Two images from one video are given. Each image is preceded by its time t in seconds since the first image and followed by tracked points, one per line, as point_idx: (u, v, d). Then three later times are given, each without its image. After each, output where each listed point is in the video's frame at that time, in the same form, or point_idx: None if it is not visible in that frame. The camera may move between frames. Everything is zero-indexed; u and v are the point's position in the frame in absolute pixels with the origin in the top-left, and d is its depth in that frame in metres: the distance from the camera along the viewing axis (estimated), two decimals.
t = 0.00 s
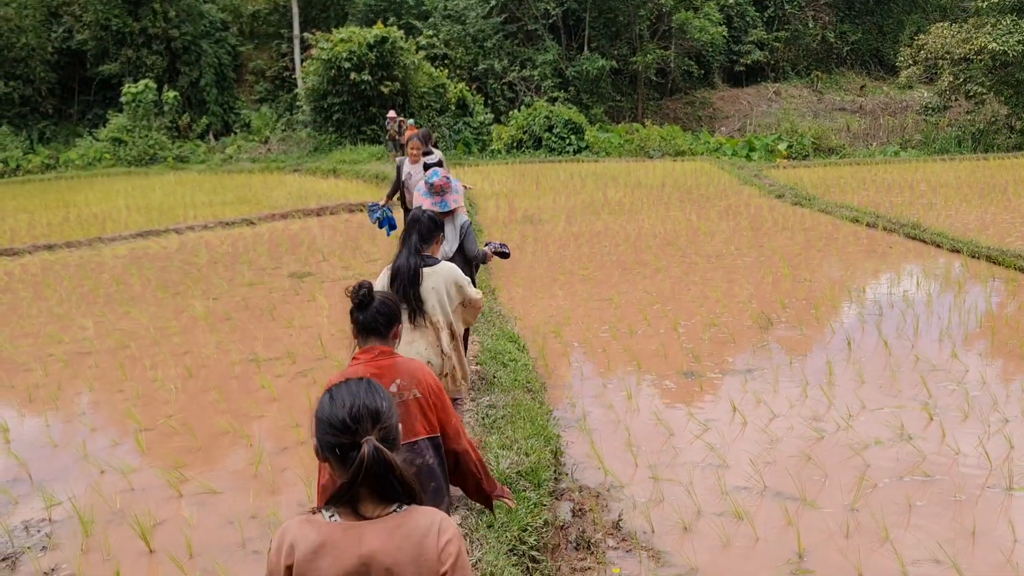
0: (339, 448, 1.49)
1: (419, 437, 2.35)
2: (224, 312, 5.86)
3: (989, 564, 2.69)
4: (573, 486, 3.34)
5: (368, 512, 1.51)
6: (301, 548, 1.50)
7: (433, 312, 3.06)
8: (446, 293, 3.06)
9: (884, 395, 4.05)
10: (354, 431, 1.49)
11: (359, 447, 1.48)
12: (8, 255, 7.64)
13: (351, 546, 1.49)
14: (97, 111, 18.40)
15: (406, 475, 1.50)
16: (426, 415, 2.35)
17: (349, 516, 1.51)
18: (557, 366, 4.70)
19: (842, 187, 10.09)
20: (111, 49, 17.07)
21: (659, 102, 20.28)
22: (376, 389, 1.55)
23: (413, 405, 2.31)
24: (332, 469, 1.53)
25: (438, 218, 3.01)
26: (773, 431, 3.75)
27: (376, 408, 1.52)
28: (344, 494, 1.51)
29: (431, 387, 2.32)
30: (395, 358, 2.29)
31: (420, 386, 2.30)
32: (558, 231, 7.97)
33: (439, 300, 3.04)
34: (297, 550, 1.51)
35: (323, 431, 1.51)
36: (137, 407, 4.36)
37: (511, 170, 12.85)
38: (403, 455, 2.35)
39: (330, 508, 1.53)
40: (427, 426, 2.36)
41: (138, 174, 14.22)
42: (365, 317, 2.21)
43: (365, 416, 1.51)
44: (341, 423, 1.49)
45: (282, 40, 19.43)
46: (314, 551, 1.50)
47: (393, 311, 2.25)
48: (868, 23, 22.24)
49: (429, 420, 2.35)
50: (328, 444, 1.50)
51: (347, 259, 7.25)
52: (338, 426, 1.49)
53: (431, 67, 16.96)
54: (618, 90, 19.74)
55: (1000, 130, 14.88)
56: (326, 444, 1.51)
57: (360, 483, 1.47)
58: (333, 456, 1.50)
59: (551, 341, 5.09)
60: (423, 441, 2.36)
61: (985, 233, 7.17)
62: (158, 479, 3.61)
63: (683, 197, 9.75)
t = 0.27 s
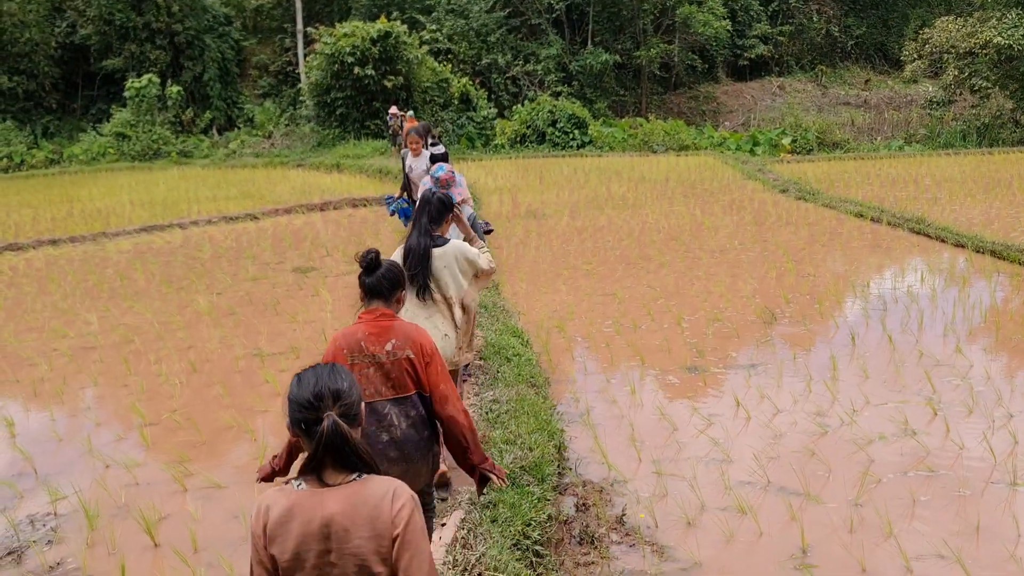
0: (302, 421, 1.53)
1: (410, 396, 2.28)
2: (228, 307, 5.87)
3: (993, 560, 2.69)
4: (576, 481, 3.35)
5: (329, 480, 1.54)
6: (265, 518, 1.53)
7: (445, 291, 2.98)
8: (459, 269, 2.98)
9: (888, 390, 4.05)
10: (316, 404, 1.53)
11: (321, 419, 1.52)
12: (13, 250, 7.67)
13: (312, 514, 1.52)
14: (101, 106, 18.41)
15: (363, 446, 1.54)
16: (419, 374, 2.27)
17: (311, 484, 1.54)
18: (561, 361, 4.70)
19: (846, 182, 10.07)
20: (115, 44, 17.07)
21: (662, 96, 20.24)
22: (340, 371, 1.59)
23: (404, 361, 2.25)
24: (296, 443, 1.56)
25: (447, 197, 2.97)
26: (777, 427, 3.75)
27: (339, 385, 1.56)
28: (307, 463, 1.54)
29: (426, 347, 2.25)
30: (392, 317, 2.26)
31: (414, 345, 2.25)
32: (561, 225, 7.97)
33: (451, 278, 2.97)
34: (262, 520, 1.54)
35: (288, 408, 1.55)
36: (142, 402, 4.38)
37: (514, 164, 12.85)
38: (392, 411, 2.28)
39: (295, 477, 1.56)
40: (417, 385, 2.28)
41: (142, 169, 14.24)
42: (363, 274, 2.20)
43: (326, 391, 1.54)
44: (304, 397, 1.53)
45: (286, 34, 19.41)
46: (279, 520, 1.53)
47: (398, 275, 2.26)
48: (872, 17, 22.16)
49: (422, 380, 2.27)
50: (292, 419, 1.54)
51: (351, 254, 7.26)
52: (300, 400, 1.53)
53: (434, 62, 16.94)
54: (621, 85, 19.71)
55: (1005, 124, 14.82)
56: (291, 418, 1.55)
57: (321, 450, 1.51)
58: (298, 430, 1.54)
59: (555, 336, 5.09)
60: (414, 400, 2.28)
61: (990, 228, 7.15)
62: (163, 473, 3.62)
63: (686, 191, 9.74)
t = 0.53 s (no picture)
0: (283, 396, 1.65)
1: (422, 374, 2.40)
2: (230, 305, 5.88)
3: (995, 557, 2.69)
4: (579, 479, 3.36)
5: (313, 444, 1.66)
6: (264, 485, 1.66)
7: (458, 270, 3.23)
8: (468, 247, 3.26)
9: (890, 388, 4.05)
10: (292, 377, 1.65)
11: (298, 390, 1.64)
12: (16, 248, 7.68)
13: (303, 476, 1.64)
14: (104, 104, 18.40)
15: (341, 407, 1.67)
16: (429, 353, 2.40)
17: (298, 449, 1.66)
18: (563, 359, 4.71)
19: (849, 179, 10.05)
20: (117, 41, 17.06)
21: (665, 94, 20.21)
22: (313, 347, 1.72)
23: (415, 341, 2.37)
24: (281, 417, 1.68)
25: (449, 182, 3.07)
26: (780, 424, 3.76)
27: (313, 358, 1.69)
28: (293, 433, 1.66)
29: (436, 328, 2.38)
30: (403, 301, 2.41)
31: (424, 327, 2.37)
32: (563, 223, 7.96)
33: (463, 258, 3.23)
34: (261, 490, 1.66)
35: (270, 386, 1.68)
36: (145, 399, 4.39)
37: (516, 162, 12.83)
38: (404, 389, 2.39)
39: (283, 447, 1.68)
40: (428, 363, 2.40)
41: (144, 167, 14.25)
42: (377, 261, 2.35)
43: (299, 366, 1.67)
44: (281, 373, 1.65)
45: (287, 32, 19.39)
46: (274, 485, 1.65)
47: (408, 264, 2.41)
48: (875, 14, 22.10)
49: (433, 359, 2.40)
50: (274, 395, 1.67)
51: (353, 252, 7.26)
52: (278, 377, 1.66)
53: (436, 59, 16.92)
54: (624, 82, 19.68)
55: (1009, 121, 14.77)
56: (274, 394, 1.67)
57: (302, 419, 1.63)
58: (280, 404, 1.66)
59: (557, 334, 5.09)
60: (425, 378, 2.40)
61: (993, 225, 7.13)
62: (166, 471, 3.63)
63: (689, 189, 9.73)
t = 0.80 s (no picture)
0: (313, 392, 1.70)
1: (434, 347, 2.57)
2: (232, 304, 5.89)
3: (997, 556, 2.69)
4: (580, 478, 3.36)
5: (346, 433, 1.73)
6: (303, 481, 1.68)
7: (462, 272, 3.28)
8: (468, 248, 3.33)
9: (891, 387, 4.05)
10: (320, 372, 1.71)
11: (328, 383, 1.70)
12: (18, 247, 7.69)
13: (342, 463, 1.70)
14: (106, 104, 18.42)
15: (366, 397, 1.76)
16: (441, 328, 2.57)
17: (333, 439, 1.72)
18: (565, 358, 4.71)
19: (851, 178, 10.04)
20: (119, 41, 17.07)
21: (666, 93, 20.20)
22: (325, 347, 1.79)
23: (428, 318, 2.54)
24: (308, 413, 1.72)
25: (451, 185, 3.11)
26: (781, 424, 3.76)
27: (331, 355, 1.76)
28: (325, 425, 1.72)
29: (446, 305, 2.56)
30: (415, 280, 2.55)
31: (436, 305, 2.55)
32: (565, 222, 7.96)
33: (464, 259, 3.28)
34: (298, 485, 1.69)
35: (295, 386, 1.71)
36: (147, 399, 4.40)
37: (517, 161, 12.83)
38: (419, 361, 2.57)
39: (314, 441, 1.72)
40: (440, 337, 2.58)
41: (146, 167, 14.26)
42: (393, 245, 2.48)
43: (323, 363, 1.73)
44: (307, 370, 1.70)
45: (289, 31, 19.40)
46: (316, 477, 1.69)
47: (419, 246, 2.55)
48: (877, 13, 22.07)
49: (444, 334, 2.58)
50: (302, 393, 1.71)
51: (355, 251, 7.27)
52: (306, 374, 1.70)
53: (438, 58, 16.91)
54: (625, 81, 19.67)
55: (1010, 120, 14.75)
56: (300, 392, 1.71)
57: (337, 409, 1.70)
58: (308, 401, 1.71)
59: (559, 333, 5.10)
60: (437, 351, 2.58)
61: (996, 225, 7.12)
62: (168, 470, 3.64)
63: (690, 188, 9.72)
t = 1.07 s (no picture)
0: (316, 389, 1.74)
1: (442, 333, 2.77)
2: (231, 306, 5.88)
3: (997, 555, 2.69)
4: (580, 478, 3.36)
5: (346, 423, 1.81)
6: (324, 475, 1.73)
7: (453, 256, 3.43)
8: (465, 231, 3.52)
9: (891, 386, 4.06)
10: (317, 368, 1.76)
11: (328, 377, 1.77)
12: (17, 249, 7.69)
13: (355, 450, 1.80)
14: (104, 105, 18.40)
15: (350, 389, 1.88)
16: (449, 315, 2.78)
17: (339, 431, 1.80)
18: (565, 358, 4.71)
19: (850, 177, 10.03)
20: (116, 42, 17.06)
21: (665, 92, 20.19)
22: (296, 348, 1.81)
23: (436, 307, 2.73)
24: (309, 411, 1.76)
25: (448, 174, 3.24)
26: (781, 424, 3.76)
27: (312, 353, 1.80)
28: (327, 419, 1.78)
29: (451, 294, 2.76)
30: (424, 273, 2.73)
31: (443, 294, 2.74)
32: (564, 222, 7.96)
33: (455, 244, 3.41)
34: (319, 478, 1.73)
35: (294, 387, 1.73)
36: (146, 401, 4.40)
37: (516, 161, 12.82)
38: (430, 347, 2.76)
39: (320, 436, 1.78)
40: (448, 324, 2.78)
41: (144, 168, 14.25)
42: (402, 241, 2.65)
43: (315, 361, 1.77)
44: (305, 370, 1.74)
45: (287, 32, 19.39)
46: (336, 469, 1.76)
47: (426, 239, 2.71)
48: (875, 12, 22.07)
49: (450, 321, 2.78)
50: (303, 393, 1.73)
51: (354, 252, 7.27)
52: (307, 372, 1.74)
53: (436, 59, 16.90)
54: (623, 81, 19.67)
55: (1009, 118, 14.75)
56: (301, 391, 1.73)
57: (341, 401, 1.79)
58: (309, 399, 1.74)
59: (558, 333, 5.10)
60: (446, 337, 2.77)
61: (994, 223, 7.13)
62: (168, 472, 3.64)
63: (689, 187, 9.72)
